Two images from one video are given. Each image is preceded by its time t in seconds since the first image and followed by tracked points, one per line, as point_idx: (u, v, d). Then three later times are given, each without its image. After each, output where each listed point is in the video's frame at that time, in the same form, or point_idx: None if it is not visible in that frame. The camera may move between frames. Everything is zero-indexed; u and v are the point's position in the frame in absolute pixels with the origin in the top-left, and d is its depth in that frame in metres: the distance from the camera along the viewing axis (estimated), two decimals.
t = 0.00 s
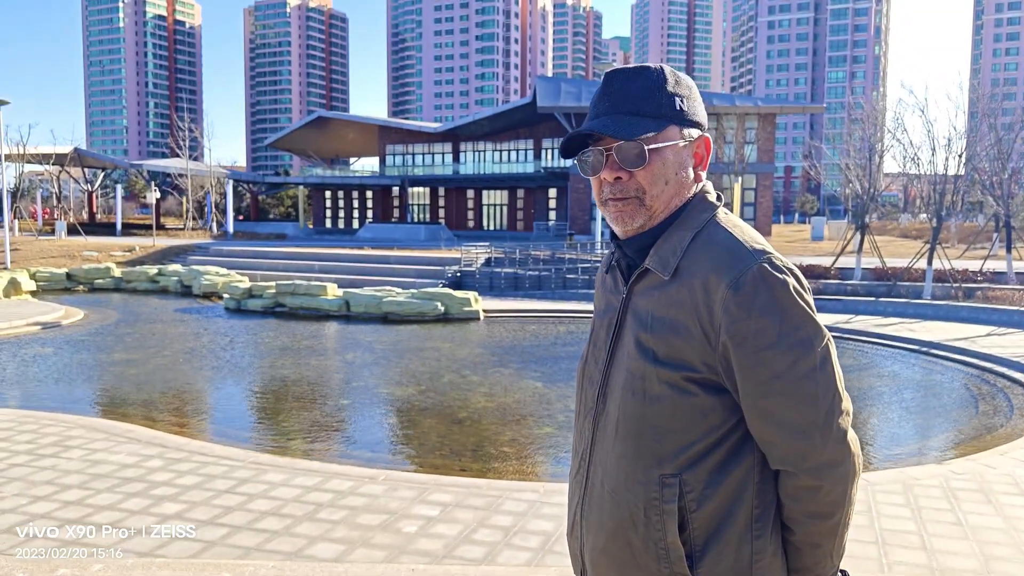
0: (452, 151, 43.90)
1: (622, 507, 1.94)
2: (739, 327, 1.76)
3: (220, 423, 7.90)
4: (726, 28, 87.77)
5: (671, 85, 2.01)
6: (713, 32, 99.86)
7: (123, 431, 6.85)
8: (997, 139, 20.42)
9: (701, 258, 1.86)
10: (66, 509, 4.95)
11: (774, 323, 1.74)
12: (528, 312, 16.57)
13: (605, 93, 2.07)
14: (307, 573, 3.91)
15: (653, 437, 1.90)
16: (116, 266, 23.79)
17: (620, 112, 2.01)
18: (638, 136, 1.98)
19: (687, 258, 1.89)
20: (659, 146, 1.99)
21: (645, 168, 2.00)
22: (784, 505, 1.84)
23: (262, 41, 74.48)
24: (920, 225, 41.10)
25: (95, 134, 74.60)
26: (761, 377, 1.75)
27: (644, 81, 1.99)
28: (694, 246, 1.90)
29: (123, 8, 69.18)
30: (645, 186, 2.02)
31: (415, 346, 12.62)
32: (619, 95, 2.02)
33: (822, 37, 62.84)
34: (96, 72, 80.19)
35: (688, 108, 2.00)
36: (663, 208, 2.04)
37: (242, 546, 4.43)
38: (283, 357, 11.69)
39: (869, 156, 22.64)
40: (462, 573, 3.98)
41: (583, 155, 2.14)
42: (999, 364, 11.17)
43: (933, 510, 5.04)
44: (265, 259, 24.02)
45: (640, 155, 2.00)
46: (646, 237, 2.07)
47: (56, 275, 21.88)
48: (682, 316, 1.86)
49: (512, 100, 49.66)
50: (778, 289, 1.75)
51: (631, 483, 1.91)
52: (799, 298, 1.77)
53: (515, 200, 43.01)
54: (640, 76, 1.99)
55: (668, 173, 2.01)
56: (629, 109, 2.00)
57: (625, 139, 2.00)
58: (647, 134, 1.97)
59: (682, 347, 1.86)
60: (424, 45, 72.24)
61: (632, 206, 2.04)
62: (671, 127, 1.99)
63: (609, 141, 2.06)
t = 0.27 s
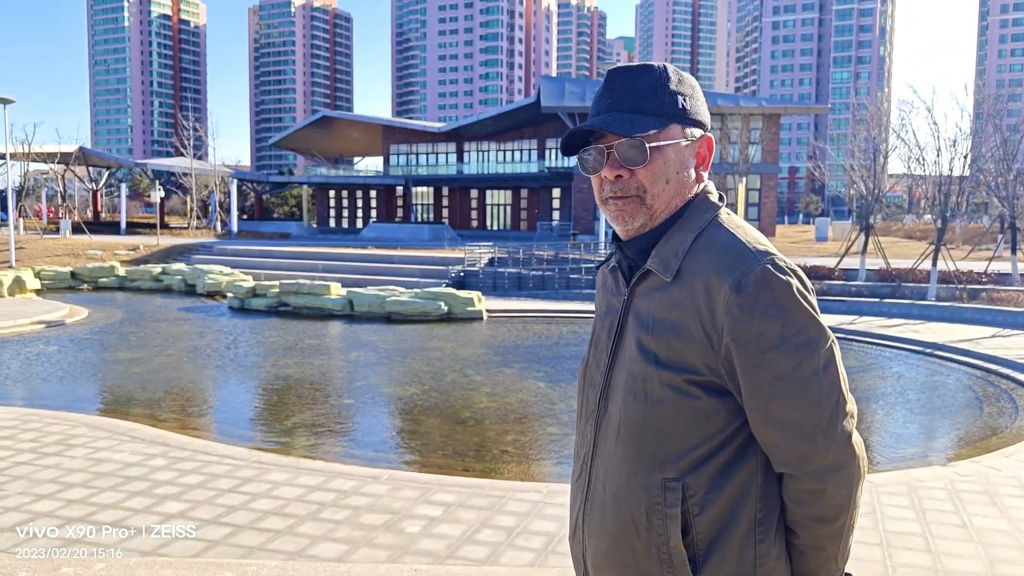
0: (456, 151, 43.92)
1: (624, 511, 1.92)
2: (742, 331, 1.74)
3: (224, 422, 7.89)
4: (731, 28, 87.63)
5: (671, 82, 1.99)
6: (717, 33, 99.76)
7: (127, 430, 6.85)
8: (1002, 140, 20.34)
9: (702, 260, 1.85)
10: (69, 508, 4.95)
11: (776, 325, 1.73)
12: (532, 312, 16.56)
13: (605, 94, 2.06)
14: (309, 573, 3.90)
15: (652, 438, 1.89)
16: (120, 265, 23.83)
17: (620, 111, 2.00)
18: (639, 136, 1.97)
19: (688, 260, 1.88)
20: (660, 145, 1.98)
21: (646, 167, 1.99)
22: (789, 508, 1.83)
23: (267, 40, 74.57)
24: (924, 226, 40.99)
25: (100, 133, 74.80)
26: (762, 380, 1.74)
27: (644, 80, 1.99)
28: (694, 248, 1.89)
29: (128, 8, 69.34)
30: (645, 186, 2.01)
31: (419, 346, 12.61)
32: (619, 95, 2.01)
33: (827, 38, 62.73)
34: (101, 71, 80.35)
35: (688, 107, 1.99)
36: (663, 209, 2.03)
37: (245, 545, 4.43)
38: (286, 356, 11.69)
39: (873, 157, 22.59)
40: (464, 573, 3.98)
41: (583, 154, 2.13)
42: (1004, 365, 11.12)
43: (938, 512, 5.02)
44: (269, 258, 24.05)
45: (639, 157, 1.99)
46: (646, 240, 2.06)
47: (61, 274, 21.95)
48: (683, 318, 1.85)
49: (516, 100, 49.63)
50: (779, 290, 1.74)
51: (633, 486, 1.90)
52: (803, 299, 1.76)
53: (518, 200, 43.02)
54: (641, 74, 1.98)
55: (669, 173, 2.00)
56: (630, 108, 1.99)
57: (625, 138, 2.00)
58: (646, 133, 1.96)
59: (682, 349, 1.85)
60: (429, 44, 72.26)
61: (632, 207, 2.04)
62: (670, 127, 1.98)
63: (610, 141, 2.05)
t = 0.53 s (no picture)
0: (461, 150, 43.90)
1: (630, 513, 1.90)
2: (752, 330, 1.72)
3: (228, 419, 7.88)
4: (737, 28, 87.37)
5: (681, 77, 1.97)
6: (724, 32, 99.48)
7: (131, 427, 6.86)
8: (1010, 141, 20.22)
9: (711, 258, 1.83)
10: (73, 504, 4.95)
11: (789, 326, 1.70)
12: (536, 311, 16.53)
13: (613, 90, 2.03)
14: (312, 571, 3.89)
15: (659, 438, 1.86)
16: (126, 262, 23.88)
17: (630, 107, 1.97)
18: (649, 133, 1.95)
19: (699, 257, 1.86)
20: (671, 143, 1.95)
21: (656, 164, 1.97)
22: (797, 511, 1.80)
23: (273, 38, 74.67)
24: (930, 227, 40.80)
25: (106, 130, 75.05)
26: (773, 380, 1.72)
27: (652, 75, 1.96)
28: (705, 245, 1.86)
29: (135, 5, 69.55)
30: (656, 183, 1.98)
31: (423, 345, 12.58)
32: (627, 91, 1.99)
33: (834, 38, 62.50)
34: (108, 68, 80.60)
35: (699, 104, 1.97)
36: (674, 207, 2.00)
37: (248, 543, 4.42)
38: (291, 354, 11.69)
39: (880, 157, 22.48)
40: (467, 573, 3.96)
41: (591, 152, 2.11)
42: (1011, 367, 11.05)
43: (944, 514, 4.98)
44: (274, 256, 24.08)
45: (649, 154, 1.96)
46: (655, 236, 2.04)
47: (67, 270, 22.00)
48: (692, 317, 1.82)
49: (521, 99, 49.60)
50: (792, 288, 1.71)
51: (639, 487, 1.88)
52: (815, 298, 1.73)
53: (524, 199, 42.99)
54: (650, 68, 1.95)
55: (678, 171, 1.98)
56: (639, 104, 1.96)
57: (633, 135, 1.98)
58: (655, 130, 1.94)
59: (691, 350, 1.82)
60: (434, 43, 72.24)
61: (642, 205, 2.01)
62: (681, 122, 1.96)
63: (618, 138, 2.03)
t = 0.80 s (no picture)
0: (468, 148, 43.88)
1: (637, 513, 1.89)
2: (763, 329, 1.71)
3: (233, 416, 7.90)
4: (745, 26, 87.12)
5: (690, 74, 1.95)
6: (731, 31, 99.21)
7: (136, 422, 6.88)
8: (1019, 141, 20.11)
9: (722, 255, 1.82)
10: (78, 499, 4.97)
11: (800, 326, 1.69)
12: (542, 309, 16.53)
13: (621, 87, 2.02)
14: (316, 568, 3.89)
15: (667, 439, 1.85)
16: (133, 258, 23.96)
17: (640, 105, 1.96)
18: (660, 131, 1.93)
19: (709, 255, 1.85)
20: (682, 141, 1.94)
21: (669, 164, 1.95)
22: (805, 513, 1.80)
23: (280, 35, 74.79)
24: (938, 227, 40.64)
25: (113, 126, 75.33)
26: (784, 379, 1.71)
27: (662, 71, 1.95)
28: (717, 243, 1.85)
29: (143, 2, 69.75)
30: (669, 182, 1.96)
31: (428, 342, 12.58)
32: (637, 89, 1.97)
33: (842, 37, 62.29)
34: (115, 65, 80.88)
35: (709, 101, 1.96)
36: (686, 205, 1.99)
37: (252, 539, 4.43)
38: (296, 351, 11.70)
39: (887, 157, 22.38)
40: (472, 570, 3.96)
41: (599, 150, 2.10)
42: (1018, 369, 10.99)
43: (950, 516, 4.95)
44: (279, 253, 24.14)
45: (661, 154, 1.94)
46: (666, 234, 2.02)
47: (73, 266, 22.09)
48: (701, 316, 1.81)
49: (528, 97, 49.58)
50: (804, 289, 1.70)
51: (647, 488, 1.87)
52: (826, 297, 1.72)
53: (530, 197, 42.99)
54: (659, 65, 1.94)
55: (691, 169, 1.96)
56: (647, 102, 1.95)
57: (644, 133, 1.96)
58: (666, 127, 1.92)
59: (701, 348, 1.81)
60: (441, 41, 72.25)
61: (655, 204, 1.99)
62: (693, 120, 1.95)
63: (629, 137, 2.02)
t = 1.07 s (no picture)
0: (476, 146, 43.86)
1: (649, 511, 1.89)
2: (779, 327, 1.71)
3: (241, 412, 7.93)
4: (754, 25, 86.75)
5: (702, 73, 1.93)
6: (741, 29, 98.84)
7: (144, 418, 6.92)
8: None
9: (738, 253, 1.81)
10: (86, 494, 5.00)
11: (816, 324, 1.68)
12: (549, 308, 16.52)
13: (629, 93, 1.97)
14: (322, 564, 3.90)
15: (681, 435, 1.85)
16: (141, 254, 24.08)
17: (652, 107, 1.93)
18: (675, 133, 1.91)
19: (724, 253, 1.84)
20: (698, 145, 1.91)
21: (685, 170, 1.92)
22: (820, 512, 1.79)
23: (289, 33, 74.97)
24: (948, 227, 40.41)
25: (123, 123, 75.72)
26: (799, 378, 1.70)
27: (676, 69, 1.92)
28: (731, 240, 1.84)
29: None
30: (686, 188, 1.94)
31: (435, 340, 12.59)
32: (648, 92, 1.94)
33: (852, 35, 61.96)
34: (125, 62, 81.29)
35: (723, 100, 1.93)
36: (703, 206, 1.97)
37: (259, 535, 4.44)
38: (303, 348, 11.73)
39: (897, 156, 22.27)
40: (478, 568, 3.96)
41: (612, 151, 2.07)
42: None
43: (957, 517, 4.93)
44: (287, 250, 24.21)
45: (676, 158, 1.92)
46: (681, 234, 2.01)
47: (82, 262, 22.21)
48: (716, 313, 1.81)
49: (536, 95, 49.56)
50: (822, 287, 1.69)
51: (660, 486, 1.87)
52: (843, 296, 1.71)
53: (538, 195, 42.99)
54: (671, 65, 1.91)
55: (708, 172, 1.94)
56: (660, 104, 1.92)
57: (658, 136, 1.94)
58: (681, 130, 1.89)
59: (716, 346, 1.81)
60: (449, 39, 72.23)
61: (671, 209, 1.97)
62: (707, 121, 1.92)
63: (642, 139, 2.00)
